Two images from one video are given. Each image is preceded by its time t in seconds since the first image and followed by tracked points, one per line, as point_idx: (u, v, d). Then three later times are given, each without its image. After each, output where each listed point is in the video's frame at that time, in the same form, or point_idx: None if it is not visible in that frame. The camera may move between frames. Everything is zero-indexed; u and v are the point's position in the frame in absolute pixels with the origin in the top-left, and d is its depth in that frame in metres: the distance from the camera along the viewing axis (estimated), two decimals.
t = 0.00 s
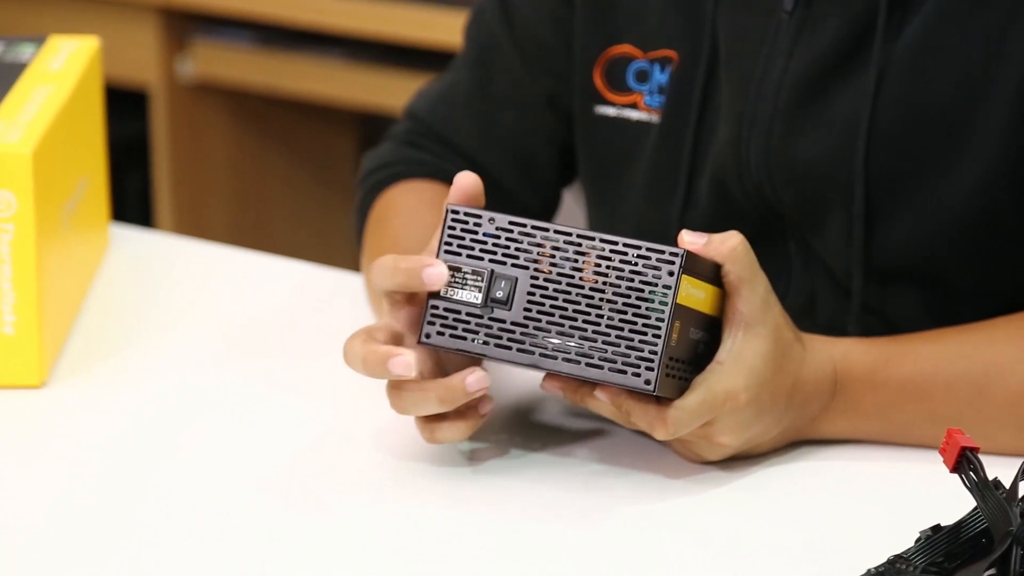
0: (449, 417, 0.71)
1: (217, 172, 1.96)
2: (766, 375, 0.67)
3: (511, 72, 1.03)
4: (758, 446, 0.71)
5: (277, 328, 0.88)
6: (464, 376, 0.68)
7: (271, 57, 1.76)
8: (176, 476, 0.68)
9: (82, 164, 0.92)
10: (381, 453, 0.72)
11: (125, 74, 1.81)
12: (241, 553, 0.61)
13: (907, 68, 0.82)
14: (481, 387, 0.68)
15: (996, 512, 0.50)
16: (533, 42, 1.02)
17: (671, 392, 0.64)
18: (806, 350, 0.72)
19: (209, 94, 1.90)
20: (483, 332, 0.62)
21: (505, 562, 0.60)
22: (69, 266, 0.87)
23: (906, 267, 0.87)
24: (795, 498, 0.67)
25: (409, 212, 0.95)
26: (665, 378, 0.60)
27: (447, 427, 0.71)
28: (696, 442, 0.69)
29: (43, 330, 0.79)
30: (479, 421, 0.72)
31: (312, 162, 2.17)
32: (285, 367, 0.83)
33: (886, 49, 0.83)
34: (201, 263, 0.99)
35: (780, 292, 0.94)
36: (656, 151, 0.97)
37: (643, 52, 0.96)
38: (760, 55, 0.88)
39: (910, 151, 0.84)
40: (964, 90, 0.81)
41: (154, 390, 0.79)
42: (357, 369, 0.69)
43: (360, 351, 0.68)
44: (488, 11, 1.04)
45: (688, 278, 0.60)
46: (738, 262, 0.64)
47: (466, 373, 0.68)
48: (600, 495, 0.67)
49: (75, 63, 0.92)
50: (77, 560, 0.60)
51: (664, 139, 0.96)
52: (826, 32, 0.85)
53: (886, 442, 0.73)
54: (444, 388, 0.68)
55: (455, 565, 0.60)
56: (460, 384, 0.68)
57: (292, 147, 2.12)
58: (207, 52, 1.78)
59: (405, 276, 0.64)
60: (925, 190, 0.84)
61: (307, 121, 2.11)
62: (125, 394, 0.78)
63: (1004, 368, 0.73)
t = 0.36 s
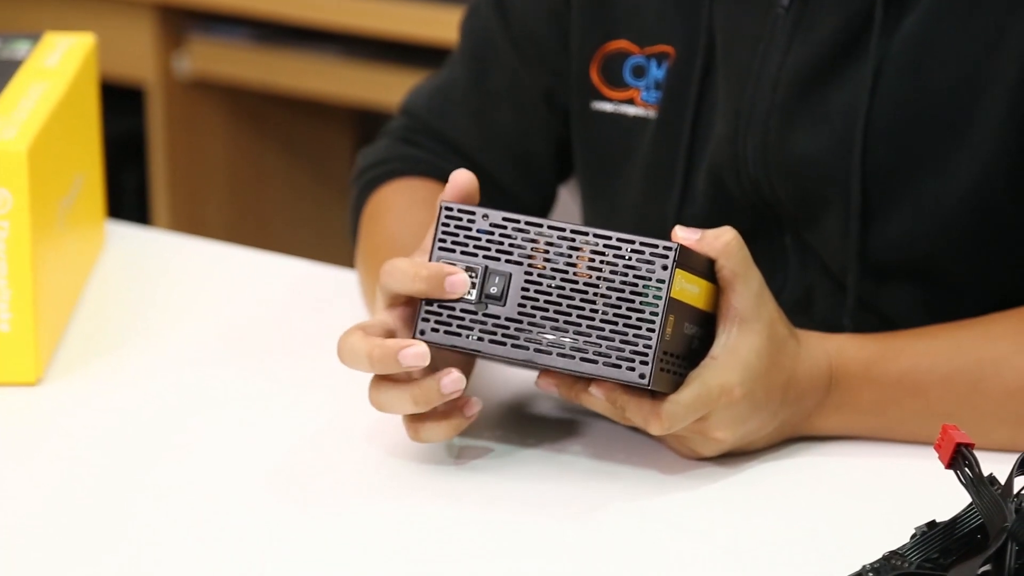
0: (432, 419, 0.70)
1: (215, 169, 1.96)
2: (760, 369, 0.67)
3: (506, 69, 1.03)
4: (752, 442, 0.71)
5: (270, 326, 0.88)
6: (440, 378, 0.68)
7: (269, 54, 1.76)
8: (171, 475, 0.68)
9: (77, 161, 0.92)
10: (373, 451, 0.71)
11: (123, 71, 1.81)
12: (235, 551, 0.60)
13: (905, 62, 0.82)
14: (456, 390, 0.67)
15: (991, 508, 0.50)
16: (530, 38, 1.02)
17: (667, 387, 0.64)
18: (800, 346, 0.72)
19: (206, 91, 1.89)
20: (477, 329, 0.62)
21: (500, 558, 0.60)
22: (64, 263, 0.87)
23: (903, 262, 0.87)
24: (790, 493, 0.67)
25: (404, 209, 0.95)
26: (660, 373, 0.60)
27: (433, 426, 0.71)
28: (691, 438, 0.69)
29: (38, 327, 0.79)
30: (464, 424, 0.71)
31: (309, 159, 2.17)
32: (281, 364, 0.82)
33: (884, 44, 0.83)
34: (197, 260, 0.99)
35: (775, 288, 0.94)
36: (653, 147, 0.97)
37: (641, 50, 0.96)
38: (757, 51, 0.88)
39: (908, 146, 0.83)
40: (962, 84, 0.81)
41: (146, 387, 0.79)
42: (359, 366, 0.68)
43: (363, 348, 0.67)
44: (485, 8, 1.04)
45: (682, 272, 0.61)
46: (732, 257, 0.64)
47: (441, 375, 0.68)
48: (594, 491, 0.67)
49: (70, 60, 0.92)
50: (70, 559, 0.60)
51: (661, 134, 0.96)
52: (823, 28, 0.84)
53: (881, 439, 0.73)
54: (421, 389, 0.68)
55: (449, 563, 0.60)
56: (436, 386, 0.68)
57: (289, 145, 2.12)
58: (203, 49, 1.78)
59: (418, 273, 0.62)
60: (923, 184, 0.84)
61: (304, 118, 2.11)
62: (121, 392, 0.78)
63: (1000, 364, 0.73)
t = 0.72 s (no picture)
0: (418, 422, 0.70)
1: (214, 167, 1.96)
2: (760, 366, 0.67)
3: (505, 67, 1.03)
4: (751, 440, 0.71)
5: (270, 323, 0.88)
6: (427, 380, 0.69)
7: (268, 52, 1.76)
8: (171, 472, 0.68)
9: (75, 159, 0.92)
10: (372, 448, 0.72)
11: (121, 68, 1.81)
12: (235, 548, 0.61)
13: (905, 58, 0.82)
14: (442, 392, 0.69)
15: (990, 505, 0.50)
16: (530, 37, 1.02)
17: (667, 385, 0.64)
18: (799, 344, 0.72)
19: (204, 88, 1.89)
20: (477, 329, 0.62)
21: (500, 555, 0.60)
22: (63, 261, 0.87)
23: (903, 260, 0.87)
24: (788, 491, 0.67)
25: (401, 208, 0.95)
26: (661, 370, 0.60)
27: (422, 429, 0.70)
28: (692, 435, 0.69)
29: (36, 325, 0.79)
30: (452, 427, 0.71)
31: (306, 156, 2.16)
32: (279, 362, 0.82)
33: (884, 42, 0.83)
34: (196, 258, 0.99)
35: (775, 286, 0.94)
36: (653, 146, 0.97)
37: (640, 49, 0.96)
38: (756, 50, 0.88)
39: (907, 144, 0.84)
40: (962, 81, 0.81)
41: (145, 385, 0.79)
42: (349, 370, 0.68)
43: (354, 353, 0.67)
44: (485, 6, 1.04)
45: (679, 269, 0.61)
46: (729, 255, 0.64)
47: (427, 379, 0.69)
48: (592, 489, 0.67)
49: (68, 58, 0.92)
50: (70, 555, 0.60)
51: (660, 132, 0.96)
52: (824, 27, 0.84)
53: (879, 437, 0.73)
54: (408, 392, 0.69)
55: (448, 561, 0.60)
56: (423, 390, 0.69)
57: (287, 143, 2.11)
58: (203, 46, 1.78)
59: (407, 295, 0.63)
60: (923, 181, 0.84)
61: (302, 116, 2.11)
62: (120, 390, 0.78)
63: (998, 362, 0.73)
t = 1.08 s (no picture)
0: (419, 425, 0.70)
1: (214, 166, 1.96)
2: (758, 365, 0.67)
3: (505, 65, 1.03)
4: (751, 438, 0.71)
5: (269, 323, 0.88)
6: (429, 383, 0.69)
7: (268, 51, 1.76)
8: (170, 471, 0.68)
9: (74, 159, 0.92)
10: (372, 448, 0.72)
11: (120, 67, 1.81)
12: (235, 546, 0.61)
13: (907, 57, 0.82)
14: (444, 395, 0.69)
15: (989, 503, 0.50)
16: (530, 36, 1.02)
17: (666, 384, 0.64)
18: (799, 342, 0.72)
19: (204, 87, 1.89)
20: (475, 329, 0.62)
21: (500, 553, 0.60)
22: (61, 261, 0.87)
23: (903, 259, 0.87)
24: (787, 489, 0.67)
25: (399, 207, 0.95)
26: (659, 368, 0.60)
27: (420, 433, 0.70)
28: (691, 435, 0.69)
29: (36, 323, 0.79)
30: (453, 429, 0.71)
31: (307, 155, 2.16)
32: (279, 362, 0.82)
33: (885, 40, 0.83)
34: (195, 257, 0.99)
35: (776, 285, 0.94)
36: (653, 145, 0.97)
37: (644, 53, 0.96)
38: (757, 49, 0.88)
39: (908, 142, 0.84)
40: (962, 80, 0.81)
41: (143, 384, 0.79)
42: (353, 374, 0.68)
43: (359, 358, 0.67)
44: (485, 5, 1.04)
45: (678, 267, 0.61)
46: (727, 253, 0.64)
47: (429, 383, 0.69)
48: (590, 488, 0.67)
49: (67, 57, 0.92)
50: (68, 553, 0.60)
51: (661, 130, 0.96)
52: (824, 26, 0.84)
53: (879, 436, 0.73)
54: (410, 395, 0.69)
55: (447, 560, 0.60)
56: (425, 393, 0.69)
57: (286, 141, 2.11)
58: (202, 46, 1.78)
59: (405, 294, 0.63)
60: (923, 180, 0.84)
61: (302, 115, 2.11)
62: (119, 389, 0.78)
63: (998, 360, 0.73)
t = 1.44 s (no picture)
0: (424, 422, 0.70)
1: (214, 165, 1.96)
2: (759, 362, 0.67)
3: (507, 65, 1.03)
4: (752, 438, 0.71)
5: (270, 322, 0.88)
6: (436, 381, 0.70)
7: (268, 50, 1.76)
8: (170, 471, 0.68)
9: (75, 158, 0.92)
10: (374, 447, 0.71)
11: (120, 66, 1.81)
12: (235, 546, 0.61)
13: (908, 56, 0.82)
14: (450, 392, 0.70)
15: (989, 503, 0.50)
16: (532, 35, 1.02)
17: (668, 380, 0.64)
18: (800, 341, 0.72)
19: (205, 86, 1.89)
20: (476, 325, 0.62)
21: (500, 552, 0.60)
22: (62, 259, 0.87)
23: (904, 259, 0.87)
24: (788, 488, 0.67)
25: (402, 207, 0.95)
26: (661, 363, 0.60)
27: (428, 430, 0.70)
28: (692, 432, 0.69)
29: (36, 322, 0.79)
30: (457, 427, 0.71)
31: (308, 155, 2.16)
32: (280, 361, 0.82)
33: (887, 39, 0.83)
34: (195, 257, 0.99)
35: (777, 285, 0.94)
36: (655, 145, 0.97)
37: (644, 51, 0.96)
38: (759, 49, 0.88)
39: (909, 142, 0.84)
40: (963, 80, 0.81)
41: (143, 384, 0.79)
42: (368, 371, 0.68)
43: (375, 356, 0.67)
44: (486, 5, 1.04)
45: (679, 262, 0.61)
46: (728, 250, 0.65)
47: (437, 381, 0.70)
48: (591, 486, 0.67)
49: (67, 56, 0.92)
50: (69, 553, 0.60)
51: (663, 131, 0.96)
52: (826, 25, 0.84)
53: (880, 435, 0.73)
54: (418, 394, 0.69)
55: (447, 559, 0.60)
56: (431, 390, 0.70)
57: (287, 141, 2.11)
58: (202, 45, 1.78)
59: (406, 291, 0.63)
60: (924, 179, 0.84)
61: (302, 115, 2.11)
62: (120, 388, 0.78)
63: (999, 359, 0.73)
